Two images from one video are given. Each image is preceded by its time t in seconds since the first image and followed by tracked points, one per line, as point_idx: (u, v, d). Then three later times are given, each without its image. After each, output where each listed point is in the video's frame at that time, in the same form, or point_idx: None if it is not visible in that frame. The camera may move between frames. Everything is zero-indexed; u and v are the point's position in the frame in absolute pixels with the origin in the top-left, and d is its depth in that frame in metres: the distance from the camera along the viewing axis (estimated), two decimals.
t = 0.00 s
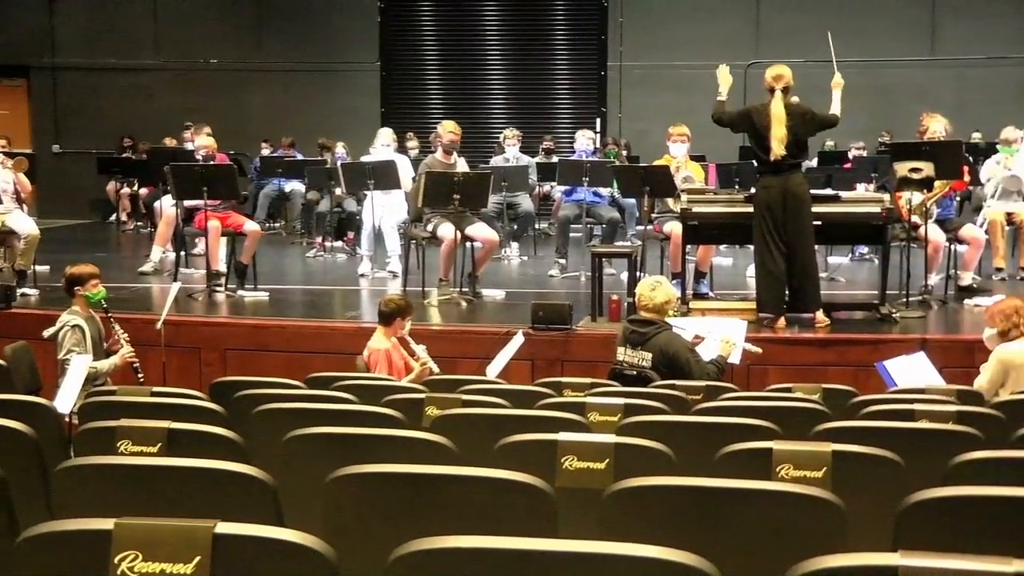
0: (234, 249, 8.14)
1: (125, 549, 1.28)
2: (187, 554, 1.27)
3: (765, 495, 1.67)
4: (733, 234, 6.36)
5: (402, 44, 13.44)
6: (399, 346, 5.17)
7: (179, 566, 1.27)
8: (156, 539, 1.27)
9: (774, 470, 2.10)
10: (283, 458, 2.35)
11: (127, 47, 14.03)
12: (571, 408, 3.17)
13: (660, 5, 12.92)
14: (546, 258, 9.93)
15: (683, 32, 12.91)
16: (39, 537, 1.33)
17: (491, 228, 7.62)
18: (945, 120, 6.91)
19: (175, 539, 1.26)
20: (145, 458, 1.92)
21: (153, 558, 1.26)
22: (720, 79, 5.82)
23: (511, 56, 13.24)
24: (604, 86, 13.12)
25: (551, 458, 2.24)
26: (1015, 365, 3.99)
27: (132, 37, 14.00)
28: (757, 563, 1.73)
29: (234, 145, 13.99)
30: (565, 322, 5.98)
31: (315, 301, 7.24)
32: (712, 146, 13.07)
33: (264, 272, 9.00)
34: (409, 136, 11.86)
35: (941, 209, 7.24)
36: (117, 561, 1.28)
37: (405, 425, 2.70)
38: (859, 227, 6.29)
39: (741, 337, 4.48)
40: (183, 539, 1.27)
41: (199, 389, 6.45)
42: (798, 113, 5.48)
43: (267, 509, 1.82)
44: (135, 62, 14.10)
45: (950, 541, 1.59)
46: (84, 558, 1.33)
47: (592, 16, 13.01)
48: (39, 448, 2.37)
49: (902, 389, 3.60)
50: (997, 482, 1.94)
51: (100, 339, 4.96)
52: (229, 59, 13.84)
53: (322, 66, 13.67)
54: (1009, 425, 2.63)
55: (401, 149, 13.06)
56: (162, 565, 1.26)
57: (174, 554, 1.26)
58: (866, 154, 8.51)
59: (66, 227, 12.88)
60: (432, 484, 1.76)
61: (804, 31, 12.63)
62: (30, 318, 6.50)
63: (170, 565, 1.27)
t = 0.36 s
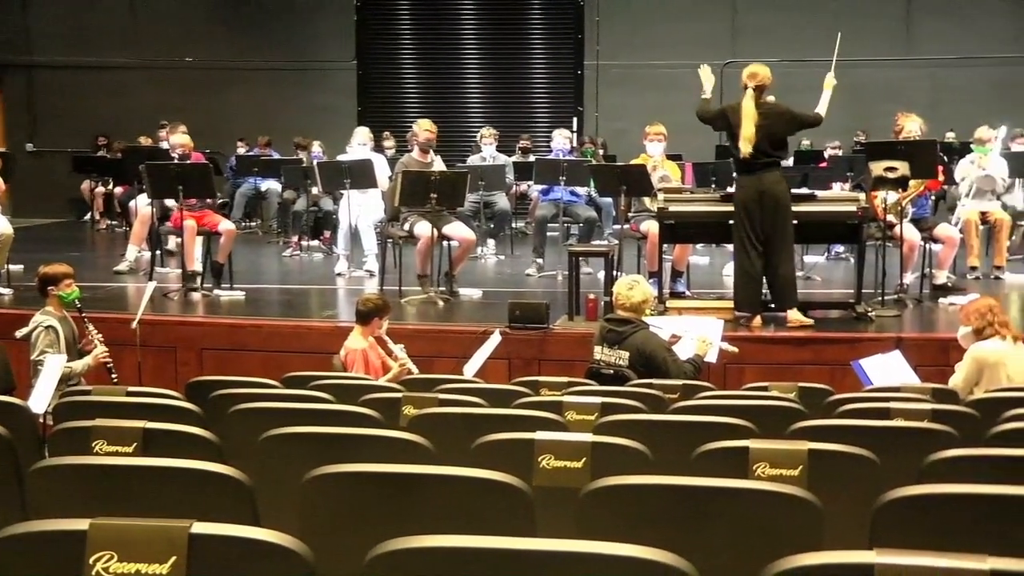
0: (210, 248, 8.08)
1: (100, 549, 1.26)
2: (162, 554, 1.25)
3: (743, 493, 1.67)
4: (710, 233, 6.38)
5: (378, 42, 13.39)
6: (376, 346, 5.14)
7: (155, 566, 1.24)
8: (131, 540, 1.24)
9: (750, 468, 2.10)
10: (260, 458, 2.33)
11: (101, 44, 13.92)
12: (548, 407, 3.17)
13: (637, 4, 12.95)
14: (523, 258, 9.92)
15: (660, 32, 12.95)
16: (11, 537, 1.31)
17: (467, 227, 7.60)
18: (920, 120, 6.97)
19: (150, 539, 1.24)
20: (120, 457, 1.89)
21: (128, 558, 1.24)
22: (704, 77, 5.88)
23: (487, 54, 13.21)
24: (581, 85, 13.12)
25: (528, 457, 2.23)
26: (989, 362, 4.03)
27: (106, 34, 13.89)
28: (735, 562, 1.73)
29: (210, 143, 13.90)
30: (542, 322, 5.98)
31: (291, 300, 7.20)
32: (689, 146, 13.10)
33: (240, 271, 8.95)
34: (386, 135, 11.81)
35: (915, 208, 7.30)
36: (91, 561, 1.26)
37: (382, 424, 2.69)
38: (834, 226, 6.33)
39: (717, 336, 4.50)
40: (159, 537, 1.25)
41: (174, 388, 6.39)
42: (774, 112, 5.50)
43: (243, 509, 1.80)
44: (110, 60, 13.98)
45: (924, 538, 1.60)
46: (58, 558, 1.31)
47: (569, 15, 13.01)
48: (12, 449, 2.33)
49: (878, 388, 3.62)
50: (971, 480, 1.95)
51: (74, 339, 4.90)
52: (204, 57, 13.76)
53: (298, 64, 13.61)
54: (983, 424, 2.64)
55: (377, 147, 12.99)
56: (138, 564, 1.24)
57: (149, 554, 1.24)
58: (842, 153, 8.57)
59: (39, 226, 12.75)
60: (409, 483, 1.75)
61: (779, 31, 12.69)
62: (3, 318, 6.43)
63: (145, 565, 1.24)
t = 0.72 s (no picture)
0: (183, 247, 8.00)
1: (72, 550, 1.24)
2: (135, 554, 1.23)
3: (717, 492, 1.67)
4: (683, 233, 6.40)
5: (352, 41, 13.33)
6: (350, 345, 5.11)
7: (128, 566, 1.23)
8: (104, 539, 1.22)
9: (723, 467, 2.09)
10: (233, 457, 2.30)
11: (72, 41, 13.75)
12: (522, 406, 3.16)
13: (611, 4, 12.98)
14: (498, 256, 9.90)
15: (634, 31, 12.98)
16: None
17: (441, 226, 7.57)
18: (892, 119, 7.03)
19: (121, 540, 1.22)
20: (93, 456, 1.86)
21: (100, 558, 1.23)
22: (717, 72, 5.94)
23: (462, 53, 13.18)
24: (555, 84, 13.13)
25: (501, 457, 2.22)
26: (961, 361, 4.07)
27: (77, 31, 13.73)
28: (709, 561, 1.73)
29: (182, 141, 13.78)
30: (516, 320, 5.98)
31: (265, 299, 7.15)
32: (663, 145, 13.14)
33: (213, 270, 8.87)
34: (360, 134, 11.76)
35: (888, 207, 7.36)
36: (63, 562, 1.24)
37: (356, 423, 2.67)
38: (807, 225, 6.37)
39: (691, 334, 4.53)
40: (130, 538, 1.23)
41: (147, 389, 6.33)
42: (755, 113, 5.53)
43: (217, 509, 1.78)
44: (80, 58, 13.83)
45: (896, 535, 1.61)
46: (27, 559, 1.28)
47: (543, 14, 13.01)
48: None
49: (850, 387, 3.65)
50: (942, 478, 1.96)
51: (44, 339, 4.83)
52: (176, 55, 13.64)
53: (272, 63, 13.53)
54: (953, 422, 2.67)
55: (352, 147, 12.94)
56: (111, 564, 1.23)
57: (122, 554, 1.23)
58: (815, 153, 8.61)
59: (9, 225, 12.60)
60: (383, 483, 1.73)
61: (752, 31, 12.76)
62: None
63: (117, 565, 1.23)
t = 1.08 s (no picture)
0: (156, 246, 7.92)
1: (44, 550, 1.21)
2: (108, 554, 1.21)
3: (694, 490, 1.66)
4: (657, 232, 6.42)
5: (325, 39, 13.26)
6: (324, 344, 5.08)
7: (100, 566, 1.21)
8: (77, 539, 1.20)
9: (699, 466, 2.07)
10: (207, 457, 2.26)
11: (41, 38, 13.58)
12: (497, 404, 3.15)
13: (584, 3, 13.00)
14: (472, 255, 9.88)
15: (608, 30, 13.00)
16: None
17: (415, 225, 7.54)
18: (864, 119, 7.08)
19: (94, 540, 1.20)
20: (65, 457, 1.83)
21: (73, 558, 1.20)
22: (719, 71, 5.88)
23: (435, 51, 13.15)
24: (529, 82, 13.12)
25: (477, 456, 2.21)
26: (933, 359, 4.12)
27: (47, 28, 13.56)
28: (685, 558, 1.73)
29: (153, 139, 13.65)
30: (490, 320, 5.96)
31: (238, 298, 7.10)
32: (637, 144, 13.17)
33: (186, 269, 8.79)
34: (334, 132, 11.69)
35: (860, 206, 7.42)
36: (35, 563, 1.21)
37: (330, 422, 2.64)
38: (780, 224, 6.40)
39: (665, 334, 4.55)
40: (102, 537, 1.21)
41: (120, 389, 6.26)
42: (748, 111, 5.50)
43: (191, 509, 1.76)
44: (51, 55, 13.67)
45: (871, 534, 1.61)
46: None
47: (517, 13, 13.00)
48: None
49: (822, 385, 3.67)
50: (915, 474, 1.97)
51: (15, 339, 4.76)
52: (148, 53, 13.51)
53: (244, 61, 13.43)
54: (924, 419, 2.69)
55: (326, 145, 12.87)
56: (82, 566, 1.20)
57: (94, 555, 1.20)
58: (788, 152, 8.66)
59: None
60: (359, 482, 1.72)
61: (725, 30, 12.82)
62: None
63: (89, 566, 1.20)
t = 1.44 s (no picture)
0: (129, 244, 7.83)
1: (17, 551, 1.19)
2: (81, 554, 1.19)
3: (670, 488, 1.66)
4: (632, 231, 6.43)
5: (299, 38, 13.19)
6: (299, 344, 5.04)
7: (73, 567, 1.19)
8: (50, 540, 1.18)
9: (673, 464, 2.08)
10: (181, 457, 2.24)
11: (12, 35, 13.42)
12: (472, 403, 3.14)
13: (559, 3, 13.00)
14: (447, 254, 9.86)
15: (582, 29, 13.01)
16: None
17: (390, 224, 7.50)
18: (837, 119, 7.14)
19: (69, 539, 1.19)
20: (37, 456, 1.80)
21: (46, 559, 1.18)
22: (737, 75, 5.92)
23: (410, 50, 13.11)
24: (503, 82, 13.11)
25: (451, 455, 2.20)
26: (907, 357, 4.16)
27: (18, 25, 13.40)
28: (662, 557, 1.73)
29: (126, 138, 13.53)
30: (465, 319, 5.95)
31: (212, 297, 7.04)
32: (612, 143, 13.19)
33: (159, 268, 8.71)
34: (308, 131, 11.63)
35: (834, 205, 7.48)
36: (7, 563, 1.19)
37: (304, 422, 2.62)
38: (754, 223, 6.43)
39: (640, 332, 4.56)
40: (76, 538, 1.19)
41: (93, 389, 6.19)
42: (734, 111, 5.56)
43: (164, 509, 1.74)
44: (22, 53, 13.51)
45: (845, 531, 1.62)
46: None
47: (491, 11, 12.98)
48: None
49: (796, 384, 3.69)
50: (889, 471, 1.98)
51: None
52: (120, 51, 13.38)
53: (218, 59, 13.34)
54: (896, 417, 2.71)
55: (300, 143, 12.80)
56: (55, 566, 1.19)
57: (67, 555, 1.19)
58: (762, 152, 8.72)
59: None
60: (335, 482, 1.70)
61: (700, 30, 12.87)
62: None
63: (61, 568, 1.19)
